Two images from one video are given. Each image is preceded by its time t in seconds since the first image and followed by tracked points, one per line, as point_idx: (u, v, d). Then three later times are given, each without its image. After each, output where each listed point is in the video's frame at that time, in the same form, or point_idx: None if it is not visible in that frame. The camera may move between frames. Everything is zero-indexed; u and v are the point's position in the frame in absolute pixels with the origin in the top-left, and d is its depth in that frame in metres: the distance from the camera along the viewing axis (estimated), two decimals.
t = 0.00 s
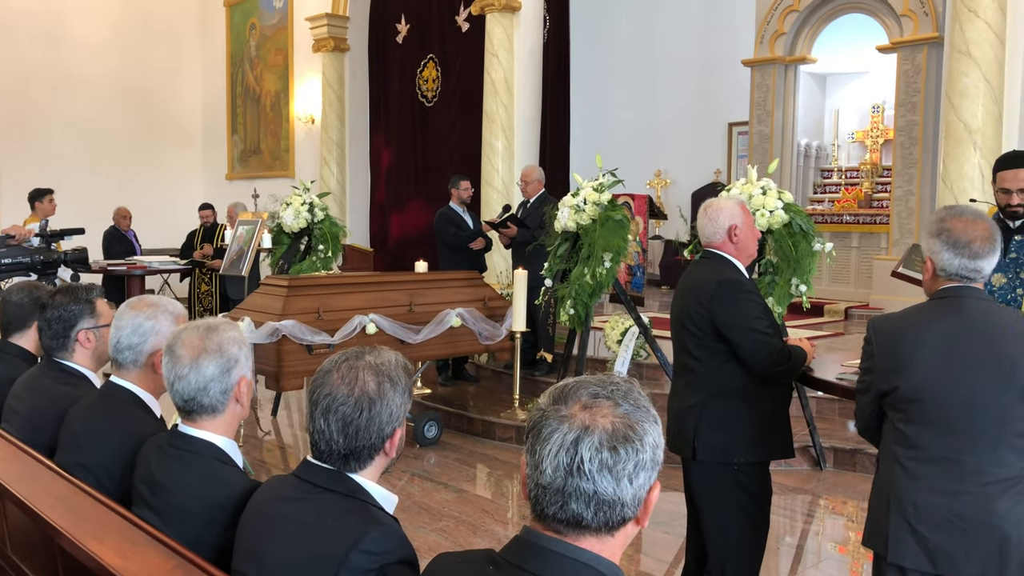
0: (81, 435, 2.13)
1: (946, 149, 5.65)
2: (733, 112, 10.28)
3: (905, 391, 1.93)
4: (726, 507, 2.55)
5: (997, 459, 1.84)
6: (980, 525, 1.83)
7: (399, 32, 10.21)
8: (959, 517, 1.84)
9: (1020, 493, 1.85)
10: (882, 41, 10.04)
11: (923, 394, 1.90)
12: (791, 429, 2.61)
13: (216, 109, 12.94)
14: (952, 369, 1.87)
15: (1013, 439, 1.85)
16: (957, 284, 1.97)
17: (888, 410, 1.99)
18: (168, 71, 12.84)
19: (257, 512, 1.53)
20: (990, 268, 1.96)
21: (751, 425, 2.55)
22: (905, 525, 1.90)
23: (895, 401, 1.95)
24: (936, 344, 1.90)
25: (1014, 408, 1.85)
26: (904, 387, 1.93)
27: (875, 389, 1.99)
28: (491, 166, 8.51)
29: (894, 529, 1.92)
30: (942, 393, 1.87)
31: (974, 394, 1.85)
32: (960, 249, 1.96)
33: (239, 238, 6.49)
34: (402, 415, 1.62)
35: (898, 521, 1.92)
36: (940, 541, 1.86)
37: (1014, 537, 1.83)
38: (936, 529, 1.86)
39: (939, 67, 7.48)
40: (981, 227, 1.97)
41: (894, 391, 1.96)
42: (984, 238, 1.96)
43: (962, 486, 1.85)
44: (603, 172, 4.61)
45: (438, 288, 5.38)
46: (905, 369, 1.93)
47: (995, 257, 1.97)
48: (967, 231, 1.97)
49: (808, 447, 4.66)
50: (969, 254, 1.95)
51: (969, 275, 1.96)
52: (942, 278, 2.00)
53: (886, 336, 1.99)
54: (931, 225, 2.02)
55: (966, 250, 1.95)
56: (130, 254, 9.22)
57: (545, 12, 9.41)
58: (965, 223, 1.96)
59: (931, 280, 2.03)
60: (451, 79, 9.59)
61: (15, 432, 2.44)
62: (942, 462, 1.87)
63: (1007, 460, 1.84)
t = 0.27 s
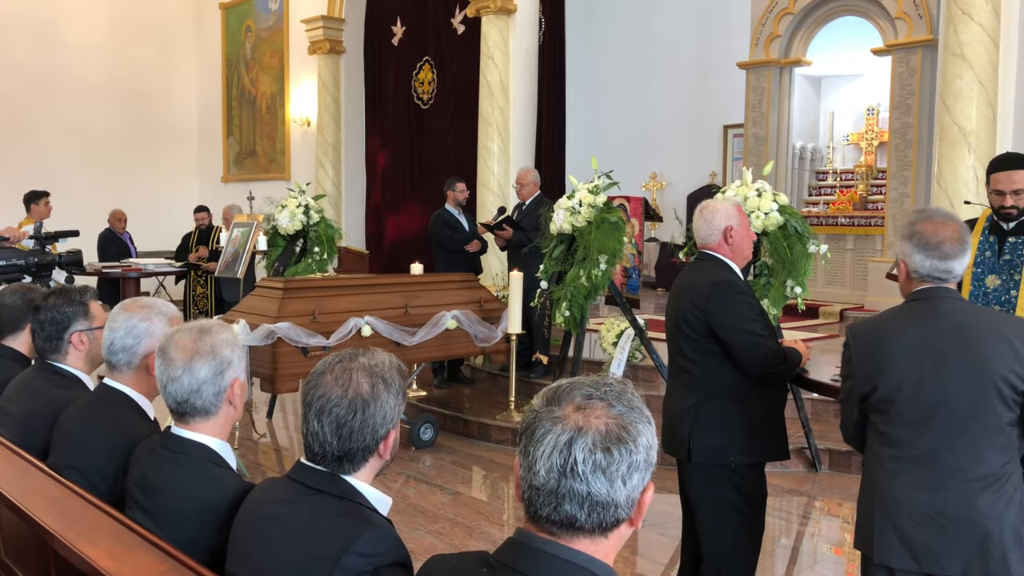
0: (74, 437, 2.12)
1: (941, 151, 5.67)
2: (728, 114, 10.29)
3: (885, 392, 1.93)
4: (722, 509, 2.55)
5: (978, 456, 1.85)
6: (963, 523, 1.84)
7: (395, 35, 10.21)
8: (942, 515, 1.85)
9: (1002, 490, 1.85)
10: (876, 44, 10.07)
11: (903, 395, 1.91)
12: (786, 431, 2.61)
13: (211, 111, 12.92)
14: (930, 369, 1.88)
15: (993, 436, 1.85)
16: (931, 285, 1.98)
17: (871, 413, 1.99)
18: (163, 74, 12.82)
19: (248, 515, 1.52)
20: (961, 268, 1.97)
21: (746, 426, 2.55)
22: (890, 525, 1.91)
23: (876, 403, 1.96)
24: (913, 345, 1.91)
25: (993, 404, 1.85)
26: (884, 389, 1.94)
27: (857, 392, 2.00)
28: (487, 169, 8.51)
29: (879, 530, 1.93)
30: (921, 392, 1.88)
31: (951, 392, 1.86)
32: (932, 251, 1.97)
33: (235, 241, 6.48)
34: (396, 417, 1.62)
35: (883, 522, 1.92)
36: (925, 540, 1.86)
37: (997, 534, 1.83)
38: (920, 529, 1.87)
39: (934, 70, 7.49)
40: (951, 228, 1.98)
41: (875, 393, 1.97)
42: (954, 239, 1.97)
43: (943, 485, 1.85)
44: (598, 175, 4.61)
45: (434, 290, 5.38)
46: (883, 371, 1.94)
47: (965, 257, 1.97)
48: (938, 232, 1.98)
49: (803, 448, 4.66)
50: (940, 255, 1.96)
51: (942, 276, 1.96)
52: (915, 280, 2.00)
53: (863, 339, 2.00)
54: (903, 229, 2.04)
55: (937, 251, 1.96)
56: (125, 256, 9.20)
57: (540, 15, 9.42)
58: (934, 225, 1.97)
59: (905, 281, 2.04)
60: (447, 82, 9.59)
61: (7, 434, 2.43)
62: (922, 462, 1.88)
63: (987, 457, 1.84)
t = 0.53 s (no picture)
0: (69, 439, 2.12)
1: (937, 153, 5.67)
2: (726, 116, 10.30)
3: (863, 394, 1.97)
4: (717, 511, 2.55)
5: (957, 452, 1.88)
6: (945, 518, 1.87)
7: (393, 37, 10.22)
8: (925, 512, 1.88)
9: (981, 484, 1.88)
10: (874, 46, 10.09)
11: (881, 395, 1.94)
12: (782, 433, 2.61)
13: (209, 113, 12.92)
14: (905, 367, 1.91)
15: (969, 430, 1.88)
16: (900, 286, 2.02)
17: (851, 414, 2.01)
18: (161, 76, 12.82)
19: (241, 518, 1.52)
20: (929, 269, 2.00)
21: (741, 428, 2.55)
22: (875, 524, 1.93)
23: (855, 405, 1.99)
24: (888, 346, 1.94)
25: (967, 399, 1.88)
26: (861, 390, 1.97)
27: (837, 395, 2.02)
28: (484, 171, 8.51)
29: (865, 529, 1.95)
30: (898, 391, 1.91)
31: (928, 390, 1.89)
32: (899, 253, 2.01)
33: (232, 243, 6.48)
34: (390, 419, 1.61)
35: (868, 521, 1.95)
36: (909, 538, 1.89)
37: (978, 528, 1.86)
38: (904, 527, 1.89)
39: (931, 71, 7.50)
40: (918, 232, 2.02)
41: (853, 395, 1.99)
42: (921, 242, 2.00)
43: (924, 481, 1.88)
44: (594, 177, 4.62)
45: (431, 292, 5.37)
46: (859, 373, 1.97)
47: (933, 258, 2.01)
48: (905, 236, 2.02)
49: (800, 450, 4.65)
50: (906, 257, 2.00)
51: (910, 277, 2.00)
52: (887, 283, 2.04)
53: (840, 342, 2.03)
54: (871, 234, 2.08)
55: (903, 253, 2.00)
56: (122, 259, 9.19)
57: (538, 17, 9.42)
58: (900, 228, 2.01)
59: (876, 284, 2.08)
60: (444, 84, 9.59)
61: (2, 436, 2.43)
62: (902, 460, 1.91)
63: (965, 452, 1.88)
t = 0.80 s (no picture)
0: (69, 443, 2.12)
1: (936, 156, 5.68)
2: (725, 119, 10.31)
3: (848, 396, 1.98)
4: (715, 514, 2.55)
5: (941, 452, 1.88)
6: (930, 519, 1.88)
7: (392, 40, 10.24)
8: (911, 513, 1.89)
9: (967, 484, 1.89)
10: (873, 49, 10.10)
11: (864, 397, 1.95)
12: (780, 436, 2.62)
13: (209, 116, 12.93)
14: (887, 370, 1.93)
15: (953, 431, 1.88)
16: (885, 289, 2.03)
17: (839, 417, 2.03)
18: (161, 79, 12.83)
19: (241, 521, 1.53)
20: (914, 272, 2.01)
21: (739, 431, 2.56)
22: (865, 525, 1.95)
23: (842, 407, 2.00)
24: (871, 349, 1.96)
25: (950, 399, 1.88)
26: (847, 392, 1.98)
27: (825, 398, 2.04)
28: (484, 174, 8.52)
29: (855, 530, 1.97)
30: (882, 393, 1.93)
31: (911, 392, 1.90)
32: (882, 257, 2.02)
33: (231, 246, 6.49)
34: (388, 422, 1.62)
35: (857, 522, 1.97)
36: (897, 538, 1.90)
37: (965, 528, 1.87)
38: (891, 527, 1.91)
39: (930, 74, 7.51)
40: (901, 235, 2.03)
41: (840, 397, 2.01)
42: (904, 245, 2.01)
43: (908, 482, 1.90)
44: (594, 180, 4.63)
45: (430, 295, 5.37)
46: (844, 376, 1.99)
47: (917, 261, 2.02)
48: (889, 240, 2.03)
49: (799, 453, 4.66)
50: (890, 261, 2.01)
51: (894, 280, 2.01)
52: (871, 286, 2.05)
53: (825, 345, 2.04)
54: (856, 239, 2.09)
55: (887, 257, 2.01)
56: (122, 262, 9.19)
57: (537, 20, 9.43)
58: (884, 233, 2.02)
59: (863, 288, 2.09)
60: (444, 87, 9.60)
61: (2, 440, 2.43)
62: (888, 461, 1.92)
63: (950, 452, 1.88)
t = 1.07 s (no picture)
0: (72, 446, 2.13)
1: (937, 159, 5.69)
2: (726, 122, 10.32)
3: (850, 398, 1.98)
4: (717, 517, 2.55)
5: (943, 455, 1.89)
6: (932, 521, 1.88)
7: (394, 43, 10.26)
8: (913, 515, 1.89)
9: (969, 487, 1.89)
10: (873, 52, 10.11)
11: (867, 399, 1.95)
12: (782, 439, 2.62)
13: (210, 118, 12.94)
14: (890, 372, 1.93)
15: (955, 434, 1.89)
16: (888, 292, 2.04)
17: (840, 419, 2.03)
18: (163, 81, 12.85)
19: (244, 524, 1.53)
20: (918, 275, 2.01)
21: (741, 434, 2.56)
22: (865, 528, 1.95)
23: (844, 409, 2.00)
24: (874, 350, 1.96)
25: (952, 401, 1.89)
26: (849, 394, 1.98)
27: (827, 399, 2.04)
28: (485, 177, 8.53)
29: (856, 533, 1.97)
30: (884, 395, 1.93)
31: (914, 394, 1.90)
32: (885, 260, 2.03)
33: (233, 249, 6.50)
34: (392, 425, 1.63)
35: (858, 524, 1.97)
36: (898, 540, 1.90)
37: (967, 531, 1.87)
38: (893, 530, 1.91)
39: (931, 77, 7.51)
40: (905, 238, 2.03)
41: (841, 399, 2.01)
42: (908, 248, 2.02)
43: (910, 484, 1.90)
44: (595, 183, 4.63)
45: (431, 298, 5.38)
46: (847, 378, 1.99)
47: (921, 264, 2.02)
48: (892, 243, 2.04)
49: (801, 456, 4.66)
50: (893, 264, 2.02)
51: (897, 283, 2.02)
52: (875, 289, 2.06)
53: (827, 347, 2.05)
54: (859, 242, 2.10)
55: (890, 260, 2.02)
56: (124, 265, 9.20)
57: (538, 23, 9.44)
58: (887, 236, 2.03)
59: (867, 291, 2.10)
60: (445, 90, 9.61)
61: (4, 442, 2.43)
62: (891, 464, 1.92)
63: (952, 455, 1.88)
